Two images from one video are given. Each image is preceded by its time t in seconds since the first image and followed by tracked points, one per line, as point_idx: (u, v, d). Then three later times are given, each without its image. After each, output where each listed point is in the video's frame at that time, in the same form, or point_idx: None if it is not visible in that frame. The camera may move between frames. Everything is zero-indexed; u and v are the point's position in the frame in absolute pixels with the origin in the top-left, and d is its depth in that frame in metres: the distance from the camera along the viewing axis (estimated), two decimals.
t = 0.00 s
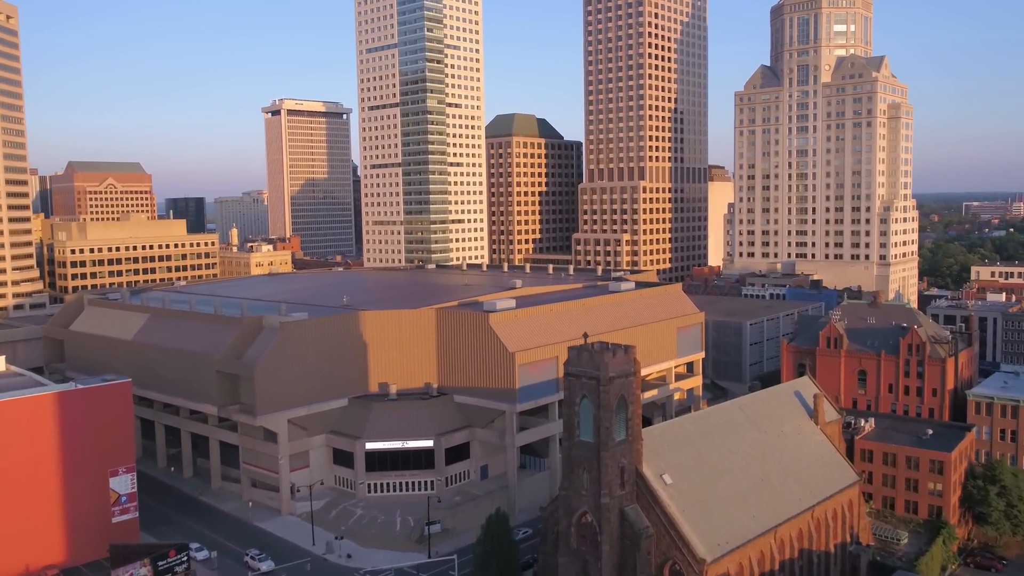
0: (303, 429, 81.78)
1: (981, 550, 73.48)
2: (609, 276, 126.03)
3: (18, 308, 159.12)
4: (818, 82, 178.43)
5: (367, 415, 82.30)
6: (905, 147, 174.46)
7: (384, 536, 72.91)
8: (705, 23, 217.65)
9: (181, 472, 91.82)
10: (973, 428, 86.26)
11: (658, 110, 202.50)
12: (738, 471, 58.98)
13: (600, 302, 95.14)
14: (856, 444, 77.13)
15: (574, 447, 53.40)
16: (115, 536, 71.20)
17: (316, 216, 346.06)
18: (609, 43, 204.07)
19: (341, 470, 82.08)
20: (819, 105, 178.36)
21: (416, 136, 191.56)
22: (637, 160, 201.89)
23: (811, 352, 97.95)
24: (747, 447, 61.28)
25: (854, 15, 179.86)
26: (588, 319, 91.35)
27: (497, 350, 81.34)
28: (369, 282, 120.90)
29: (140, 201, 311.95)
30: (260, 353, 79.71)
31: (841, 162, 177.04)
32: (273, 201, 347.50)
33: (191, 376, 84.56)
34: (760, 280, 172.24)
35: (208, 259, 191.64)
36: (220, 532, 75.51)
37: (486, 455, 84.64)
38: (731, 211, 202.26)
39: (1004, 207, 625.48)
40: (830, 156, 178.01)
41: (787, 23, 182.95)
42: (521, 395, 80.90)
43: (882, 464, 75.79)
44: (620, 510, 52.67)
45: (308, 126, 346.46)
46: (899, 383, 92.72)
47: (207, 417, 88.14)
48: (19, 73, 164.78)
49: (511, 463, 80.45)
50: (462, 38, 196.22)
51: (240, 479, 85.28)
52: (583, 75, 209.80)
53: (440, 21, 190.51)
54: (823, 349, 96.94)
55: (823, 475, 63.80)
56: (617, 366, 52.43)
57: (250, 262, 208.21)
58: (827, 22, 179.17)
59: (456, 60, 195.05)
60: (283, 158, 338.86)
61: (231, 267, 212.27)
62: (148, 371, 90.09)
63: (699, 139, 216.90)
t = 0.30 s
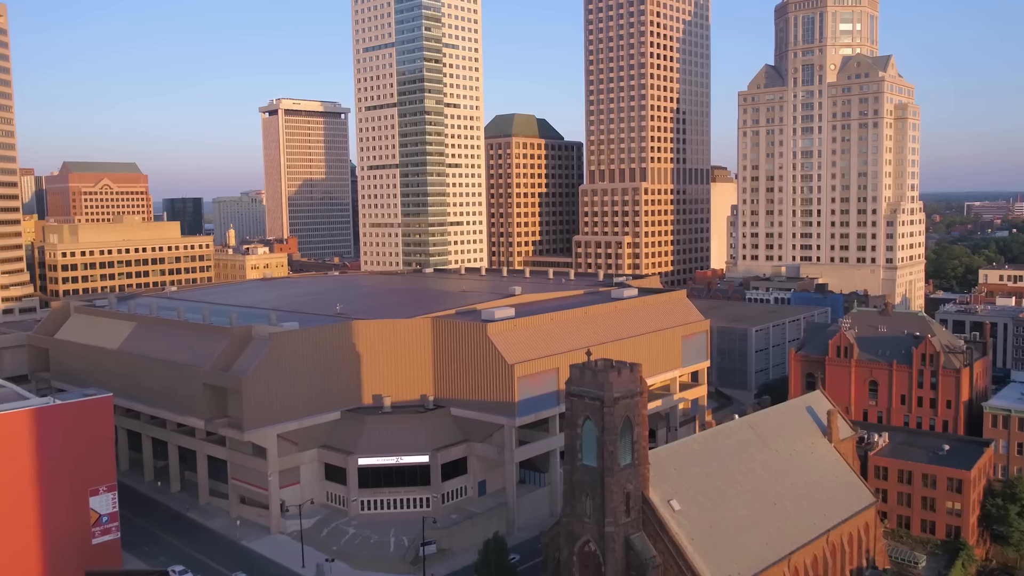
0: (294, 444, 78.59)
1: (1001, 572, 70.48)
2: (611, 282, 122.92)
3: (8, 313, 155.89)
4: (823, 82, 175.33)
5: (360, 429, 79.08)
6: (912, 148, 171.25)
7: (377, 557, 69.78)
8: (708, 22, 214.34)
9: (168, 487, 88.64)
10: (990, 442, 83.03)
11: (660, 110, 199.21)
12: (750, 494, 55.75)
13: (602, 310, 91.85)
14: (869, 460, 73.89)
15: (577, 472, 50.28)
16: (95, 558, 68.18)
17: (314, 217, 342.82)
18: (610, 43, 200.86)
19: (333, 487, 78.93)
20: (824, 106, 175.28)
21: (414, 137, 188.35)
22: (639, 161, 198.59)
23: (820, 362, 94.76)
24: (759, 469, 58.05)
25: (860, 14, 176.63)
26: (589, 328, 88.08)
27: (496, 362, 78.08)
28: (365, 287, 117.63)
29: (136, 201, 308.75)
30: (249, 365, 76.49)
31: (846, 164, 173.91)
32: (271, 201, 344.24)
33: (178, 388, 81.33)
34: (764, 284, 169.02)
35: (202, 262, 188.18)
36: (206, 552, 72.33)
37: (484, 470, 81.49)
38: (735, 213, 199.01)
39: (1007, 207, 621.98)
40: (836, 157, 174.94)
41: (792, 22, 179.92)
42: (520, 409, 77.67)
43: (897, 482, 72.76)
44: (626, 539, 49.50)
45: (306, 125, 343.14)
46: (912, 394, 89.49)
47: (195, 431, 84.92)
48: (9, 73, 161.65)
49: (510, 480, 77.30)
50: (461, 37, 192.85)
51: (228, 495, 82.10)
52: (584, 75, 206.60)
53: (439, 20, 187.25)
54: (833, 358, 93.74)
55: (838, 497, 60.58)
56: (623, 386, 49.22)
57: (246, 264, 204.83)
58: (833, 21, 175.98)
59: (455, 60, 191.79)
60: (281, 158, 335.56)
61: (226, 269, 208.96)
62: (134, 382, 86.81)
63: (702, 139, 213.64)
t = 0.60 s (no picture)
0: (283, 460, 75.30)
1: None
2: (612, 287, 119.74)
3: None
4: (828, 82, 172.47)
5: (352, 445, 75.81)
6: (919, 149, 168.19)
7: None
8: (711, 21, 211.20)
9: (153, 503, 85.33)
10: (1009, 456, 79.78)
11: (663, 111, 196.05)
12: (763, 521, 52.48)
13: (604, 319, 88.52)
14: (884, 479, 70.53)
15: (580, 501, 47.05)
16: None
17: (312, 218, 339.58)
18: (611, 42, 197.69)
19: (324, 505, 75.76)
20: (829, 106, 172.39)
21: (411, 138, 185.13)
22: (641, 163, 195.17)
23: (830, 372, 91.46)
24: (771, 493, 54.77)
25: (866, 13, 173.90)
26: (591, 338, 84.81)
27: (495, 374, 74.78)
28: (360, 293, 114.31)
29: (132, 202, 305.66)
30: (236, 378, 73.20)
31: (852, 166, 170.93)
32: (267, 201, 341.05)
33: (163, 402, 78.01)
34: (769, 288, 165.74)
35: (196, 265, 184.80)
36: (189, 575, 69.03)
37: (482, 487, 78.30)
38: (738, 215, 195.77)
39: (1009, 207, 618.68)
40: (841, 159, 171.97)
41: (796, 21, 177.04)
42: (518, 424, 74.44)
43: (914, 502, 69.14)
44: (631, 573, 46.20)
45: (303, 125, 339.96)
46: (926, 407, 86.16)
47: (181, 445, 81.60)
48: None
49: (509, 498, 74.05)
50: (459, 36, 189.47)
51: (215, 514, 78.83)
52: (585, 75, 203.47)
53: (437, 18, 183.91)
54: (843, 369, 90.41)
55: (855, 522, 57.30)
56: (628, 410, 45.97)
57: (241, 267, 201.58)
58: (838, 20, 172.93)
59: (454, 59, 188.62)
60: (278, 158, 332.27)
61: (221, 272, 205.69)
62: (118, 395, 83.49)
63: (704, 140, 210.43)
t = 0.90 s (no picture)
0: (270, 479, 71.82)
1: None
2: (614, 293, 116.39)
3: None
4: (834, 83, 169.51)
5: (343, 462, 72.41)
6: (927, 151, 164.88)
7: None
8: (714, 20, 207.96)
9: (138, 520, 81.89)
10: None
11: (665, 111, 192.79)
12: (777, 553, 49.14)
13: (607, 329, 85.10)
14: (902, 500, 67.26)
15: (583, 535, 43.64)
16: None
17: (309, 219, 336.28)
18: (612, 41, 194.41)
19: (314, 525, 72.49)
20: (835, 107, 169.42)
21: (408, 139, 181.89)
22: (642, 164, 191.75)
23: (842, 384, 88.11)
24: (786, 521, 51.37)
25: (873, 11, 170.74)
26: (593, 350, 81.42)
27: (493, 389, 71.40)
28: (355, 300, 111.02)
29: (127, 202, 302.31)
30: (221, 394, 69.80)
31: (858, 167, 167.79)
32: (265, 202, 337.68)
33: (146, 417, 74.55)
34: (774, 292, 162.37)
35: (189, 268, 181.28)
36: None
37: (479, 506, 74.97)
38: (742, 217, 192.42)
39: (1011, 207, 615.66)
40: (847, 160, 168.90)
41: (801, 19, 174.08)
42: (518, 442, 71.04)
43: (933, 524, 65.92)
44: None
45: (300, 125, 336.62)
46: (941, 421, 82.93)
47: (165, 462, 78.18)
48: None
49: (508, 518, 70.79)
50: (458, 35, 186.13)
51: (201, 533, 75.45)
52: (586, 75, 200.31)
53: (435, 17, 180.60)
54: (854, 381, 87.05)
55: (875, 551, 53.96)
56: (636, 439, 42.49)
57: (235, 270, 197.94)
58: (844, 19, 169.78)
59: (452, 59, 185.32)
60: (274, 159, 328.83)
61: (215, 275, 202.19)
62: (100, 409, 80.06)
63: (707, 141, 207.12)
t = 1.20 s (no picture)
0: (259, 498, 68.72)
1: None
2: (617, 299, 113.34)
3: None
4: (840, 83, 166.79)
5: (335, 480, 69.21)
6: (935, 152, 161.71)
7: None
8: (717, 19, 204.81)
9: (123, 538, 78.71)
10: None
11: (667, 111, 189.68)
12: None
13: (610, 339, 81.96)
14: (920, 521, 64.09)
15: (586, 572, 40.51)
16: None
17: (307, 219, 333.05)
18: (614, 40, 191.21)
19: (304, 545, 69.43)
20: (841, 107, 166.72)
21: (406, 140, 178.81)
22: (644, 165, 188.48)
23: (853, 396, 85.03)
24: (803, 552, 48.19)
25: (880, 10, 167.60)
26: (596, 361, 78.29)
27: (491, 404, 68.30)
28: (350, 307, 107.90)
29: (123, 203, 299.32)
30: (206, 409, 66.69)
31: (865, 169, 164.84)
32: (262, 203, 334.53)
33: (129, 433, 71.42)
34: (778, 296, 159.23)
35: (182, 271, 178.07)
36: None
37: (477, 525, 71.88)
38: (745, 219, 189.23)
39: (1013, 207, 612.49)
40: (853, 162, 165.91)
41: (807, 18, 171.04)
42: (517, 459, 68.03)
43: (953, 548, 62.77)
44: None
45: (298, 125, 333.38)
46: (957, 435, 79.75)
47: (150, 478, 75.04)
48: None
49: (507, 540, 67.76)
50: (456, 34, 182.98)
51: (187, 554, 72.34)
52: (587, 74, 197.19)
53: (433, 16, 177.57)
54: (866, 393, 83.95)
55: None
56: (643, 469, 39.36)
57: (230, 273, 194.77)
58: (851, 18, 166.75)
59: (451, 58, 182.31)
60: (272, 159, 325.64)
61: (210, 278, 199.09)
62: (83, 423, 76.91)
63: (710, 142, 203.87)
